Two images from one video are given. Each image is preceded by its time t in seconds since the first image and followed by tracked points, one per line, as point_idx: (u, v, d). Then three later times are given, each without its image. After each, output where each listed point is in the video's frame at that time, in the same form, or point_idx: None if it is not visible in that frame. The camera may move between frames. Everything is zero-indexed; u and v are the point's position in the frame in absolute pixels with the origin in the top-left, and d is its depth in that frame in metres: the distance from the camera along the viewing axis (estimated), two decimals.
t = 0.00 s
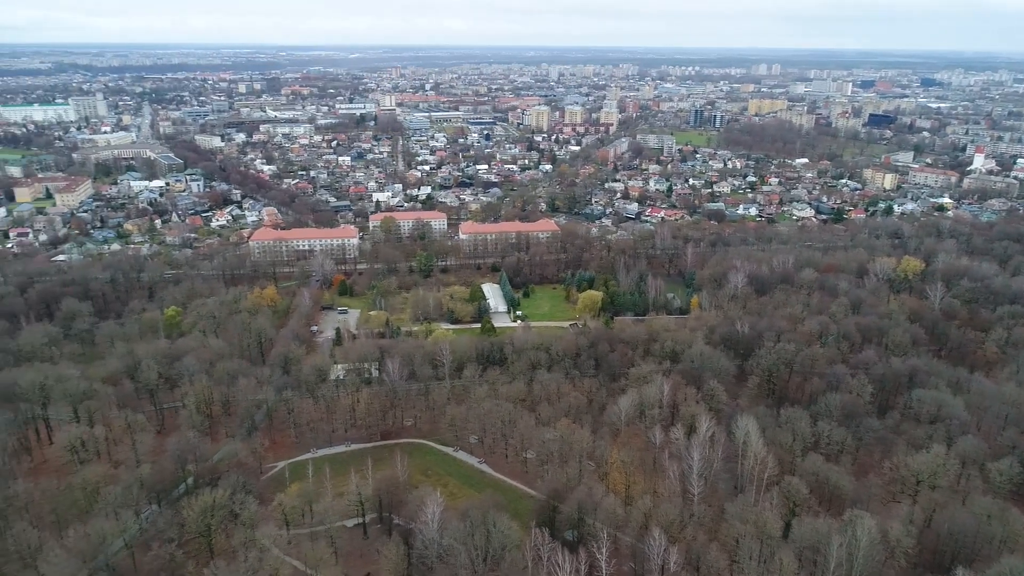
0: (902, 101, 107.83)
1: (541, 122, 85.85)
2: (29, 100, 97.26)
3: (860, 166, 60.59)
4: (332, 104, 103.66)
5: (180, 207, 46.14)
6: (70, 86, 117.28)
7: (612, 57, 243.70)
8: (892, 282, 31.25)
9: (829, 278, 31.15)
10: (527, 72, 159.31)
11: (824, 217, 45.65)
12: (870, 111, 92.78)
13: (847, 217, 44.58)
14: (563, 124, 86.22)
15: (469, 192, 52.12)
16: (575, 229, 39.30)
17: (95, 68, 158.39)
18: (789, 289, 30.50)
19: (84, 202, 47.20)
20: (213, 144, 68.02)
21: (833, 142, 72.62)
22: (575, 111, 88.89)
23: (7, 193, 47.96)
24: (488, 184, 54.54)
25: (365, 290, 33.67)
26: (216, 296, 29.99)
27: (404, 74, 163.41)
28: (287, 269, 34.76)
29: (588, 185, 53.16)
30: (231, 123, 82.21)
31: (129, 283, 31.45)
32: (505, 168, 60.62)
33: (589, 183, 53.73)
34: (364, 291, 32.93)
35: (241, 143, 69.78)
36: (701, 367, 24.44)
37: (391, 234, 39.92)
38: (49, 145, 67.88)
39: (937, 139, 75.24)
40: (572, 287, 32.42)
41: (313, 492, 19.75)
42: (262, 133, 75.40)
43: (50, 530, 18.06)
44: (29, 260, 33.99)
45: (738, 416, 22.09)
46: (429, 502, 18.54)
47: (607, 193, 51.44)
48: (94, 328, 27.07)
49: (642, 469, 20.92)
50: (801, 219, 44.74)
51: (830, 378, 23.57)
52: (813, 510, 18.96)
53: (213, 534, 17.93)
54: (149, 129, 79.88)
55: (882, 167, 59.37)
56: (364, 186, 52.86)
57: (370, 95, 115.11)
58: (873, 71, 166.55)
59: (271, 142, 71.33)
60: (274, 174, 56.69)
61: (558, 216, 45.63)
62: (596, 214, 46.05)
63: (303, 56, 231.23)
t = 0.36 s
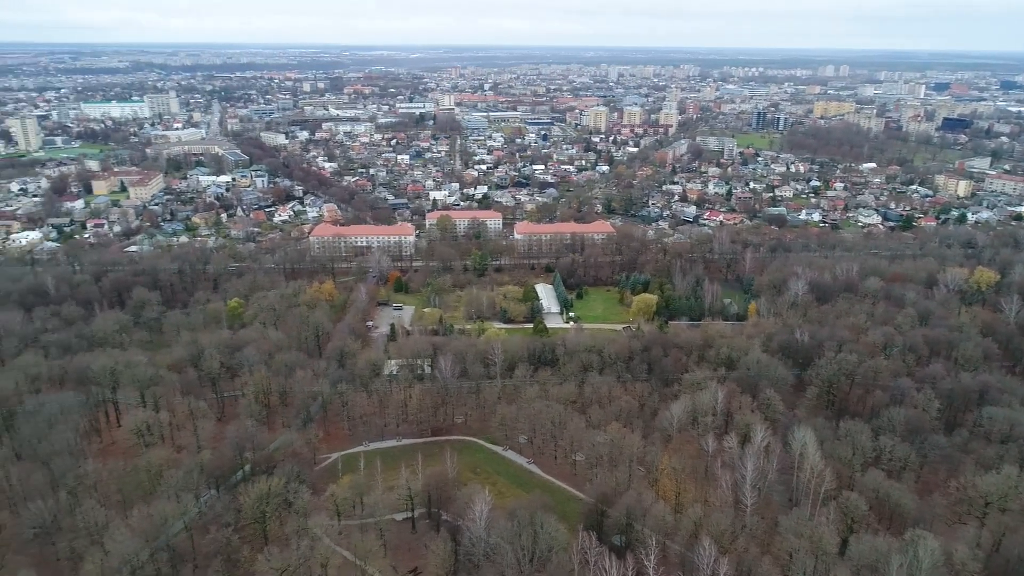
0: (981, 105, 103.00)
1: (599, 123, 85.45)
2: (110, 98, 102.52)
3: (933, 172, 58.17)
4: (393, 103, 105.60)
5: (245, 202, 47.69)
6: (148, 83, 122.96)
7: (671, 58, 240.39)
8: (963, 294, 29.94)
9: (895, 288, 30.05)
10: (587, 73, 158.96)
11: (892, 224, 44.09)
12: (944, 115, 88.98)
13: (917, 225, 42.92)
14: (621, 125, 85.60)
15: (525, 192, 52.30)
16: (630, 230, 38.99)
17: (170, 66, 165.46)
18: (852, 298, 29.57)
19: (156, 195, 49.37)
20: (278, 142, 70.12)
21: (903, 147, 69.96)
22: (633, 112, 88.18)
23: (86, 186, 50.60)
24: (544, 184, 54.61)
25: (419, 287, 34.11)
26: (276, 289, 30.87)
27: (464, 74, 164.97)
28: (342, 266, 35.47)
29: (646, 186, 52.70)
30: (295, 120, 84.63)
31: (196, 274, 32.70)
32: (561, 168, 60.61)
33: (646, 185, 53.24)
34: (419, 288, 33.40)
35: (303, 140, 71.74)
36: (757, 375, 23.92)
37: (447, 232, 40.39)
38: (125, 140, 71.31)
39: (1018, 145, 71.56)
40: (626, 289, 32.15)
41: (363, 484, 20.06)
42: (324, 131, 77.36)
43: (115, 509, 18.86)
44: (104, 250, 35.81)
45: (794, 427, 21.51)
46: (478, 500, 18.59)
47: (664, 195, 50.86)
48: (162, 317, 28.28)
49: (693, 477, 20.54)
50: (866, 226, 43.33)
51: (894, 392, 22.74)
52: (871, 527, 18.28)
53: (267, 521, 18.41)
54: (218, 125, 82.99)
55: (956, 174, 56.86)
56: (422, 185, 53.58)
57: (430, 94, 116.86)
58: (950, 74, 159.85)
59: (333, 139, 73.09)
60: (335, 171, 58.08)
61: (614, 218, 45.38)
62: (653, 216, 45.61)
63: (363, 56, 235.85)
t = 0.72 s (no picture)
0: None
1: (659, 124, 84.73)
2: (183, 95, 106.86)
3: (1012, 179, 55.39)
4: (452, 103, 106.73)
5: (306, 198, 48.89)
6: (218, 82, 127.77)
7: (730, 59, 235.59)
8: None
9: (967, 301, 28.77)
10: (646, 74, 157.61)
11: (965, 233, 42.23)
12: None
13: (993, 234, 40.98)
14: (680, 127, 84.58)
15: (580, 193, 52.18)
16: (687, 234, 38.50)
17: (238, 65, 171.31)
18: (920, 309, 28.47)
19: (222, 189, 51.16)
20: (338, 140, 71.77)
21: (979, 153, 66.86)
22: (694, 113, 86.99)
23: (157, 179, 52.82)
24: (600, 185, 54.30)
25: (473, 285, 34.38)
26: (333, 284, 31.53)
27: (523, 74, 165.58)
28: (398, 263, 36.04)
29: (704, 189, 51.98)
30: (356, 119, 86.44)
31: (258, 267, 33.68)
32: (617, 169, 60.27)
33: (705, 188, 52.44)
34: (472, 287, 33.62)
35: (363, 139, 73.19)
36: (815, 385, 23.28)
37: (502, 232, 40.58)
38: (195, 136, 74.19)
39: None
40: (682, 293, 31.69)
41: (413, 480, 20.27)
42: (383, 129, 78.75)
43: (177, 491, 19.55)
44: (173, 242, 37.34)
45: (854, 441, 20.82)
46: (526, 500, 18.55)
47: (723, 199, 50.06)
48: (225, 308, 29.28)
49: (746, 488, 20.07)
50: (937, 235, 41.61)
51: (962, 408, 21.77)
52: (935, 548, 17.51)
53: (319, 510, 18.74)
54: (282, 123, 85.46)
55: None
56: (478, 184, 54.04)
57: (489, 94, 117.66)
58: None
59: (392, 138, 74.33)
60: (393, 169, 59.04)
61: (670, 221, 44.90)
62: (711, 220, 44.94)
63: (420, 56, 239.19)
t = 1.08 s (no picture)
0: None
1: (719, 125, 83.32)
2: (251, 93, 110.69)
3: None
4: (510, 103, 107.19)
5: (365, 194, 49.89)
6: (285, 81, 131.83)
7: (795, 60, 229.19)
8: None
9: None
10: (708, 76, 155.10)
11: None
12: None
13: None
14: (742, 129, 82.92)
15: (637, 195, 51.74)
16: (746, 238, 37.74)
17: (305, 64, 176.23)
18: (993, 323, 27.21)
19: (285, 185, 52.62)
20: (397, 138, 73.04)
21: None
22: (756, 115, 85.18)
23: (224, 175, 54.77)
24: (657, 187, 53.76)
25: (526, 285, 34.45)
26: (389, 280, 32.07)
27: (582, 74, 165.02)
28: (453, 261, 36.41)
29: (766, 192, 50.88)
30: (415, 118, 87.70)
31: (317, 262, 34.51)
32: (675, 171, 59.53)
33: (766, 192, 51.29)
34: (525, 286, 33.71)
35: (421, 138, 74.25)
36: (878, 398, 22.51)
37: (557, 232, 40.57)
38: (261, 133, 76.60)
39: None
40: (739, 299, 31.08)
41: (462, 476, 20.38)
42: (441, 129, 79.69)
43: (234, 477, 20.13)
44: (237, 235, 38.62)
45: (918, 457, 20.01)
46: (573, 502, 18.42)
47: (785, 203, 48.91)
48: (284, 301, 30.09)
49: (801, 500, 19.48)
50: (1013, 245, 39.71)
51: None
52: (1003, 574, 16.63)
53: (369, 503, 19.00)
54: (344, 121, 87.49)
55: None
56: (534, 184, 54.16)
57: (548, 94, 117.67)
58: None
59: (450, 137, 75.20)
60: (451, 168, 59.70)
61: (729, 225, 44.12)
62: (771, 225, 43.96)
63: (478, 56, 240.73)
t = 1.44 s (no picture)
0: None
1: (780, 128, 81.52)
2: (312, 92, 113.23)
3: None
4: (566, 103, 107.03)
5: (419, 193, 50.53)
6: (345, 80, 134.62)
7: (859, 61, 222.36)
8: None
9: None
10: (769, 77, 151.76)
11: None
12: None
13: None
14: (804, 132, 80.82)
15: (694, 197, 51.00)
16: (806, 243, 36.79)
17: (366, 63, 179.76)
18: None
19: (342, 182, 53.73)
20: (453, 137, 73.74)
21: None
22: (819, 118, 82.89)
23: (285, 171, 56.24)
24: (714, 190, 52.88)
25: (578, 286, 34.33)
26: (441, 278, 32.39)
27: (640, 74, 163.08)
28: (505, 260, 36.57)
29: (828, 197, 49.51)
30: (471, 117, 88.42)
31: (371, 258, 35.11)
32: (733, 174, 58.46)
33: (828, 197, 49.91)
34: (577, 288, 33.61)
35: (477, 137, 74.82)
36: (942, 414, 21.65)
37: (611, 234, 40.31)
38: (320, 131, 78.43)
39: None
40: (796, 306, 30.34)
41: (508, 476, 20.41)
42: (497, 128, 80.18)
43: (287, 466, 20.58)
44: (296, 230, 39.61)
45: (984, 477, 19.13)
46: (620, 507, 18.18)
47: (848, 209, 47.49)
48: (339, 296, 30.69)
49: (857, 516, 18.81)
50: None
51: None
52: None
53: (416, 498, 19.17)
54: (400, 121, 88.82)
55: None
56: (588, 184, 53.95)
57: (605, 95, 117.04)
58: None
59: (505, 137, 75.50)
60: (505, 167, 59.98)
61: (788, 230, 43.09)
62: (832, 231, 42.76)
63: (531, 56, 240.53)
